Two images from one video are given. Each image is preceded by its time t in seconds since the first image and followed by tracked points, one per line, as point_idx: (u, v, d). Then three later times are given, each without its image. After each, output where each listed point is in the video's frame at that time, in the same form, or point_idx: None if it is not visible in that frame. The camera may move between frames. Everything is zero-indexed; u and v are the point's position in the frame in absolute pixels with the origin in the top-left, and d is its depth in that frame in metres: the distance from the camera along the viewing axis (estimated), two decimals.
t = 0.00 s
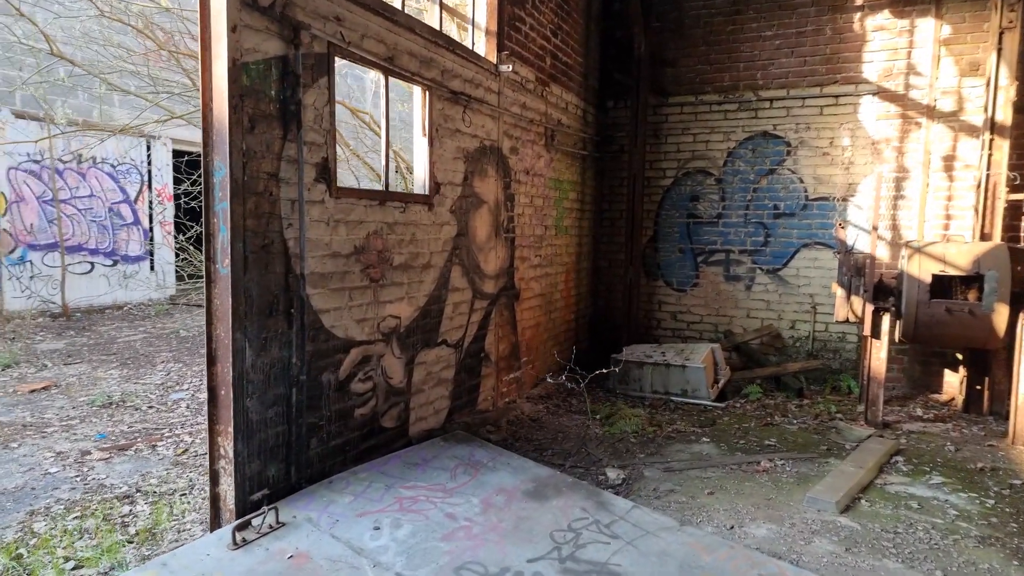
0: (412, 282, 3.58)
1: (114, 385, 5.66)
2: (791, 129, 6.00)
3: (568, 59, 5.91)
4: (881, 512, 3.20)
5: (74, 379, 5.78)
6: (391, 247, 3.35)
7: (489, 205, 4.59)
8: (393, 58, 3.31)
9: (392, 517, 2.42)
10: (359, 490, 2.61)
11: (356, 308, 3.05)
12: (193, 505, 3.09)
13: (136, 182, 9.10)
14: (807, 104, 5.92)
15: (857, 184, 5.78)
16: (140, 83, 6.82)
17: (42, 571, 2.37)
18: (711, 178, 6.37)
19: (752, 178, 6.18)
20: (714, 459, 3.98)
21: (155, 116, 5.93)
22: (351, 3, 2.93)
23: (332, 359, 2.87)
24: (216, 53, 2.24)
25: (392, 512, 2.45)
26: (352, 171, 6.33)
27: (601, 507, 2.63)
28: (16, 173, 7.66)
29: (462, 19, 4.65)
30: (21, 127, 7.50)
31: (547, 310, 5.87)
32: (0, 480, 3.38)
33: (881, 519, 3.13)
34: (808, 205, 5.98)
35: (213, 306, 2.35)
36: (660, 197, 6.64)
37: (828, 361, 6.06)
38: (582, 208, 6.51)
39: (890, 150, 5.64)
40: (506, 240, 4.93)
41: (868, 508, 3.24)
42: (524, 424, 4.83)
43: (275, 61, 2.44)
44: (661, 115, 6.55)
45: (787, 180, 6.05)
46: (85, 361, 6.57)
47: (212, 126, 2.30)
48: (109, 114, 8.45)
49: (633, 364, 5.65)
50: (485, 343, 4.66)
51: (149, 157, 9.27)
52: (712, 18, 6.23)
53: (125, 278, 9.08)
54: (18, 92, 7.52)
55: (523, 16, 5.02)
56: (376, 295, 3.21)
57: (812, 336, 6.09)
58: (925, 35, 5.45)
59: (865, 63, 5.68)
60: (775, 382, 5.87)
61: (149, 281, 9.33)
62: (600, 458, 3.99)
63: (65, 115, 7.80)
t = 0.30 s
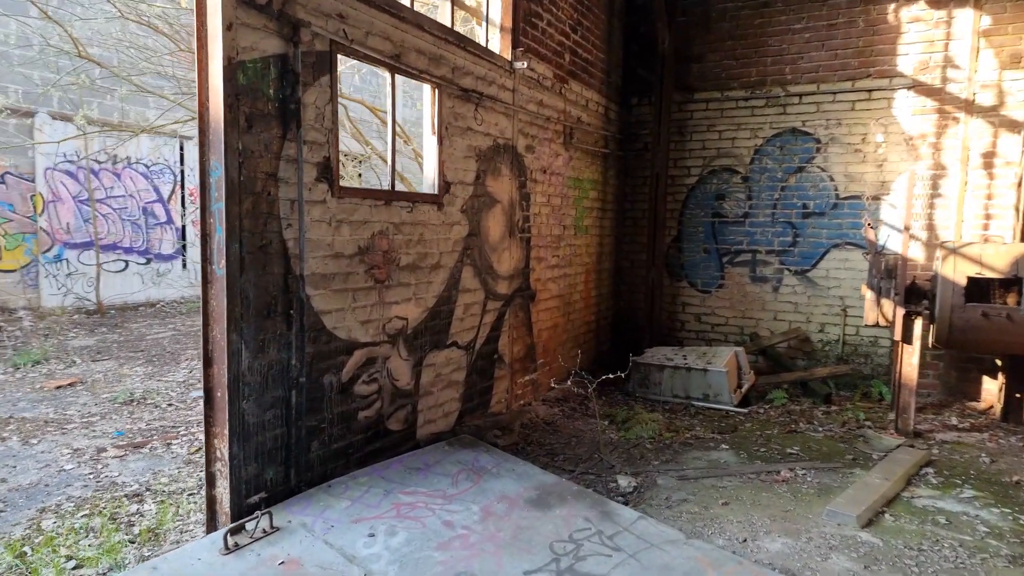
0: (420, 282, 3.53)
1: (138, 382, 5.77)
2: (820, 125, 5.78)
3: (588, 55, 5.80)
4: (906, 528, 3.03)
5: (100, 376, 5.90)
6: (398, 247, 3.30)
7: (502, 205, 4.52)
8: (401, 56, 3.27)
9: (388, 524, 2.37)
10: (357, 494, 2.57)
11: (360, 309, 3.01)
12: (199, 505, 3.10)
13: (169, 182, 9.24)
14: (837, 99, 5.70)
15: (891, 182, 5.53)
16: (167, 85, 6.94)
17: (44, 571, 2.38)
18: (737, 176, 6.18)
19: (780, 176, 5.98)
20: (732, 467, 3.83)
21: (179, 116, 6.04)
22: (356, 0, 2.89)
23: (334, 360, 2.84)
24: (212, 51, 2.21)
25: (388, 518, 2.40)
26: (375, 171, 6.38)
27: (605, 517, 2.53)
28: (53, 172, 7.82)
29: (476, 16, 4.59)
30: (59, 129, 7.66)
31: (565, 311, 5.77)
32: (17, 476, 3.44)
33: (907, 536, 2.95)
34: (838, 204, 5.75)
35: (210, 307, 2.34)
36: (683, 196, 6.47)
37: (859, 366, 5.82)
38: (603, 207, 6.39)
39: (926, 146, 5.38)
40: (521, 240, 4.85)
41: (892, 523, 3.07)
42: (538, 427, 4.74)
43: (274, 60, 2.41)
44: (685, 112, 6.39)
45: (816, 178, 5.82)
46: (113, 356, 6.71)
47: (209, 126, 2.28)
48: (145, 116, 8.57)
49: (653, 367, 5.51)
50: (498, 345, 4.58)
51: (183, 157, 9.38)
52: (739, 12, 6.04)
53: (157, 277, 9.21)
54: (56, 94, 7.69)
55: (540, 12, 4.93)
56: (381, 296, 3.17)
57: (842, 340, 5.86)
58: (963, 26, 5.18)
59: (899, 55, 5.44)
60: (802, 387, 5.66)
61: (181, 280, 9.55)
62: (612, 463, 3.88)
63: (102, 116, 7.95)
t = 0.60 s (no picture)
0: (425, 283, 3.51)
1: (150, 381, 5.82)
2: (836, 123, 5.68)
3: (599, 54, 5.74)
4: (921, 535, 2.94)
5: (114, 375, 5.96)
6: (403, 248, 3.29)
7: (510, 205, 4.49)
8: (405, 56, 3.25)
9: (389, 527, 2.35)
10: (359, 497, 2.55)
11: (364, 310, 2.99)
12: (204, 505, 3.11)
13: (185, 182, 9.29)
14: (853, 97, 5.59)
15: (908, 182, 5.42)
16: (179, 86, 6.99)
17: (49, 571, 2.39)
18: (750, 176, 6.09)
19: (794, 175, 5.88)
20: (743, 471, 3.76)
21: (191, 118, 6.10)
22: None
23: (337, 362, 2.83)
24: (212, 52, 2.21)
25: (389, 521, 2.38)
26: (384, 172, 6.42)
27: (609, 522, 2.49)
28: (71, 173, 7.94)
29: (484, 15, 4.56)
30: (77, 130, 7.78)
31: (575, 312, 5.72)
32: (27, 475, 3.47)
33: (922, 543, 2.87)
34: (854, 203, 5.64)
35: (211, 308, 2.34)
36: (696, 195, 6.39)
37: (875, 368, 5.70)
38: (614, 207, 6.33)
39: (944, 145, 5.26)
40: (530, 241, 4.82)
41: (906, 530, 2.98)
42: (546, 429, 4.70)
43: (275, 60, 2.40)
44: (697, 110, 6.31)
45: (831, 176, 5.72)
46: (127, 356, 6.77)
47: (209, 127, 2.28)
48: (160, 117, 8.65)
49: (663, 369, 5.43)
50: (506, 346, 4.55)
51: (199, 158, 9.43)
52: (753, 9, 5.96)
53: (174, 276, 9.28)
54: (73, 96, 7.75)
55: (549, 11, 4.89)
56: (386, 297, 3.16)
57: (858, 342, 5.75)
58: (983, 22, 5.07)
59: (916, 52, 5.32)
60: (817, 390, 5.56)
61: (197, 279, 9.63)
62: (620, 467, 3.83)
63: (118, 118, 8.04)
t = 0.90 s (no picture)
0: (429, 283, 3.50)
1: (160, 380, 5.87)
2: (847, 122, 5.60)
3: (607, 53, 5.70)
4: (930, 541, 2.89)
5: (124, 374, 6.01)
6: (406, 248, 3.28)
7: (516, 205, 4.47)
8: (409, 56, 3.24)
9: (389, 529, 2.34)
10: (359, 498, 2.54)
11: (366, 310, 2.99)
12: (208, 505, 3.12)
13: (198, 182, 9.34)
14: (865, 95, 5.51)
15: (921, 181, 5.33)
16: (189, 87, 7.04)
17: (52, 569, 2.40)
18: (760, 175, 6.03)
19: (805, 175, 5.81)
20: (750, 474, 3.72)
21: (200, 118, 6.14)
22: None
23: (339, 362, 2.82)
24: (213, 52, 2.21)
25: (389, 522, 2.37)
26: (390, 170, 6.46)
27: (611, 525, 2.46)
28: (85, 173, 8.02)
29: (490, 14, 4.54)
30: (90, 130, 7.86)
31: (582, 313, 5.69)
32: (35, 473, 3.50)
33: (931, 549, 2.81)
34: (866, 202, 5.56)
35: (212, 308, 2.34)
36: (705, 195, 6.33)
37: (887, 370, 5.62)
38: (623, 207, 6.28)
39: (958, 144, 5.17)
40: (536, 241, 4.79)
41: (916, 536, 2.93)
42: (552, 430, 4.67)
43: (276, 60, 2.40)
44: (706, 109, 6.25)
45: (843, 176, 5.64)
46: (137, 355, 6.82)
47: (211, 127, 2.27)
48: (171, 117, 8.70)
49: (671, 370, 5.37)
50: (511, 346, 4.53)
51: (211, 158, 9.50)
52: (763, 6, 5.89)
53: (185, 276, 9.34)
54: (87, 96, 7.85)
55: (556, 10, 4.87)
56: (389, 297, 3.15)
57: (870, 344, 5.66)
58: (998, 19, 4.98)
59: (930, 50, 5.24)
60: (827, 392, 5.48)
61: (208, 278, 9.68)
62: (625, 469, 3.79)
63: (128, 119, 8.13)
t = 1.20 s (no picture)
0: (433, 284, 3.49)
1: (170, 379, 5.91)
2: (859, 121, 5.52)
3: (615, 51, 5.66)
4: (941, 546, 2.83)
5: (135, 373, 6.07)
6: (410, 248, 3.27)
7: (522, 205, 4.45)
8: (413, 55, 3.23)
9: (389, 530, 2.32)
10: (361, 499, 2.53)
11: (369, 311, 2.98)
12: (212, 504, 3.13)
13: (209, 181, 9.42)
14: (878, 93, 5.43)
15: (935, 181, 5.24)
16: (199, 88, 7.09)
17: (55, 567, 2.41)
18: (771, 174, 5.96)
19: (816, 174, 5.73)
20: (757, 477, 3.67)
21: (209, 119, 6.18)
22: None
23: (342, 363, 2.82)
24: (214, 52, 2.21)
25: (390, 524, 2.36)
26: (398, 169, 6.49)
27: (613, 528, 2.43)
28: (98, 173, 8.11)
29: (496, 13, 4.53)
30: (103, 131, 7.95)
31: (590, 313, 5.65)
32: (43, 471, 3.54)
33: (941, 555, 2.76)
34: (878, 202, 5.48)
35: (214, 307, 2.34)
36: (715, 195, 6.27)
37: (900, 372, 5.53)
38: (631, 206, 6.24)
39: (972, 142, 5.08)
40: (542, 241, 4.77)
41: (925, 541, 2.87)
42: (558, 431, 4.64)
43: (277, 60, 2.40)
44: (716, 108, 6.19)
45: (854, 175, 5.56)
46: (148, 354, 6.87)
47: (212, 127, 2.28)
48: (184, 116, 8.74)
49: (679, 372, 5.32)
50: (517, 347, 4.51)
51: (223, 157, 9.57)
52: (774, 4, 5.83)
53: (198, 276, 9.39)
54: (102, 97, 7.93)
55: (562, 8, 4.84)
56: (392, 298, 3.14)
57: (882, 345, 5.58)
58: (1013, 15, 4.89)
59: (944, 47, 5.15)
60: (838, 394, 5.40)
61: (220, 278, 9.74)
62: (631, 471, 3.76)
63: (143, 119, 8.14)
